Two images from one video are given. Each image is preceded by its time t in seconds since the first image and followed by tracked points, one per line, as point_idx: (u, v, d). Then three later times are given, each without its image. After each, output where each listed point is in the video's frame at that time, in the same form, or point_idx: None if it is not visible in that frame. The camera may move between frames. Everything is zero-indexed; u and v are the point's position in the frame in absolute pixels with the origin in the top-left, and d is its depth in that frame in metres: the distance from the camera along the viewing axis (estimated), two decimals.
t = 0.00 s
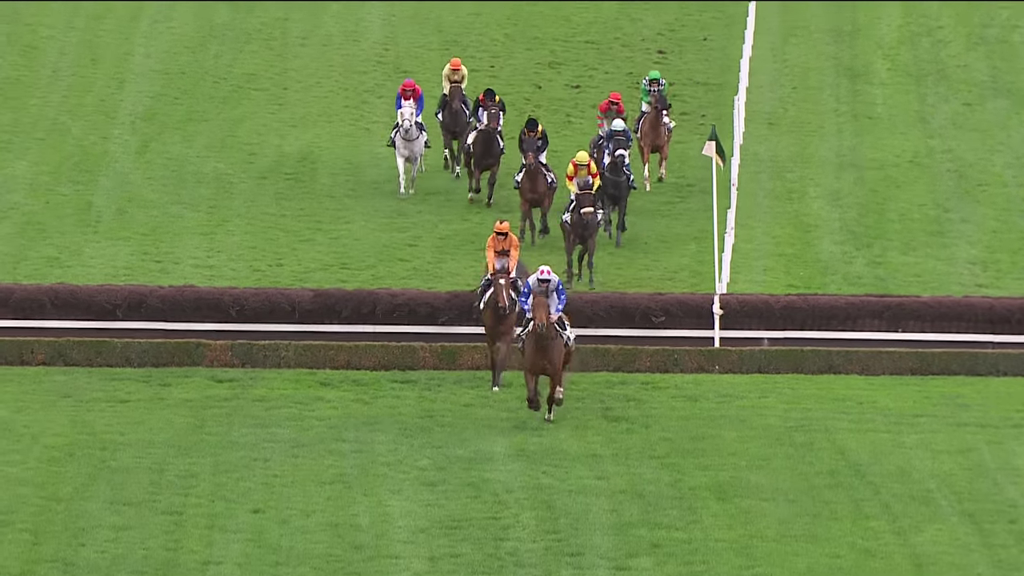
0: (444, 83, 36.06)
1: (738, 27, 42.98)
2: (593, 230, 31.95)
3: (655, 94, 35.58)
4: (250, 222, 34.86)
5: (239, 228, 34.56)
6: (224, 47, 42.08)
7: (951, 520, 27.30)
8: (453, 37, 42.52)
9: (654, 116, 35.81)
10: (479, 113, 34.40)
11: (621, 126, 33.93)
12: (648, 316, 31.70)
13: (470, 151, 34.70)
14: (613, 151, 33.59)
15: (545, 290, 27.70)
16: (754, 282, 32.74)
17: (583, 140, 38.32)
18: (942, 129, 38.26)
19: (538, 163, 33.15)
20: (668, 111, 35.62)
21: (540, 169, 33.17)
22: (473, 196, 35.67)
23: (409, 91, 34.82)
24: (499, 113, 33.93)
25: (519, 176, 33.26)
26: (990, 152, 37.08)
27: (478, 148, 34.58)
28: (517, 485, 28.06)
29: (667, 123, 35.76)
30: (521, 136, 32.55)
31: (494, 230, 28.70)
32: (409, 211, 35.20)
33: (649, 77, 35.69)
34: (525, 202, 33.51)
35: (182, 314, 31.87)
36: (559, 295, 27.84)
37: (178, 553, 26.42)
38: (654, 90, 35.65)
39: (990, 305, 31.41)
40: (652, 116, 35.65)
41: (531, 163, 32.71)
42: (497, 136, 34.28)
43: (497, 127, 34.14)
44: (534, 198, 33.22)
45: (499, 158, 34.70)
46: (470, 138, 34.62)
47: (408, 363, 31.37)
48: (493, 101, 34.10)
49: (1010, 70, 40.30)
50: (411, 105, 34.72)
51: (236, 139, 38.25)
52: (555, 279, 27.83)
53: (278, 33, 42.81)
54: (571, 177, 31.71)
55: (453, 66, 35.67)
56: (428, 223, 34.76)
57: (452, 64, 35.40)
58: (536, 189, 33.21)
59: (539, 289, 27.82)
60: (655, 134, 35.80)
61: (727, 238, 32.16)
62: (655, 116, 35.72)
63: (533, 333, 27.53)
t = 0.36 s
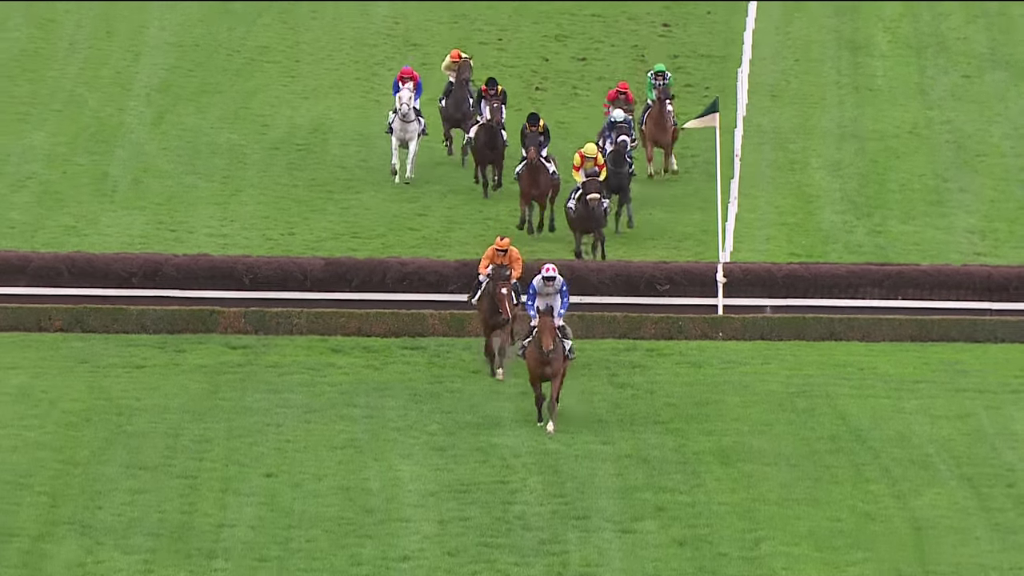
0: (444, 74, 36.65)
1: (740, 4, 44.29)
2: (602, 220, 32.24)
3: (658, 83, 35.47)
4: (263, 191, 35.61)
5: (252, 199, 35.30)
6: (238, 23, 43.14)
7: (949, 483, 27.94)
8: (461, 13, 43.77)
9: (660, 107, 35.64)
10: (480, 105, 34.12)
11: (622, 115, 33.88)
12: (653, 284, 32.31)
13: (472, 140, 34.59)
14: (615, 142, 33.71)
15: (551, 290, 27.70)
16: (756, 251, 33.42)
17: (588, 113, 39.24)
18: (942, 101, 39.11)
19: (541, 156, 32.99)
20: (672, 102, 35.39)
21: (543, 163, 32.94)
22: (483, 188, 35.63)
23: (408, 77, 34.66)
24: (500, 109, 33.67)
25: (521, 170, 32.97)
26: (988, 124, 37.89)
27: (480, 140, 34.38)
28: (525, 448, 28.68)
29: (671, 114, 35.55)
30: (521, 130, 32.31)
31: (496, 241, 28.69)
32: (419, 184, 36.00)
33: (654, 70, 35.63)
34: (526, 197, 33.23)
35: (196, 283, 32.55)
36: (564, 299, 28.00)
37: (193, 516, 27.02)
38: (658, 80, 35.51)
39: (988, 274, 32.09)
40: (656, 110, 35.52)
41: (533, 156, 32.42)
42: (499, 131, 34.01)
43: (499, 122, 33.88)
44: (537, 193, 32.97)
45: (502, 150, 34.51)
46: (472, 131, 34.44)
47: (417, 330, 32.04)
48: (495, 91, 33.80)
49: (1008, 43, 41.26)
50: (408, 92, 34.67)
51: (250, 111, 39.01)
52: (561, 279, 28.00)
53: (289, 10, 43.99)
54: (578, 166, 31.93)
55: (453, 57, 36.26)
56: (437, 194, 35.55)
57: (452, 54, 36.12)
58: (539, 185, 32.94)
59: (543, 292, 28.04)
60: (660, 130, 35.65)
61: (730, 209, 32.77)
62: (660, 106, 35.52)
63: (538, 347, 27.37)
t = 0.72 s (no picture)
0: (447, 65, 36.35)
1: None
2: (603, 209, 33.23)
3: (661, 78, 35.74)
4: (277, 165, 36.56)
5: (265, 172, 36.25)
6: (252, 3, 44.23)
7: (943, 448, 28.88)
8: None
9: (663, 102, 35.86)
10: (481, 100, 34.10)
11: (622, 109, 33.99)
12: (655, 255, 33.19)
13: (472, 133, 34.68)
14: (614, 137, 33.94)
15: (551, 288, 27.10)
16: (756, 223, 34.35)
17: (593, 88, 40.22)
18: (937, 77, 40.13)
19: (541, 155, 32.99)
20: (674, 98, 35.66)
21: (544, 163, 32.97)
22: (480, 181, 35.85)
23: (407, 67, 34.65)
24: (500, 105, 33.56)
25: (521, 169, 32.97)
26: (983, 99, 38.89)
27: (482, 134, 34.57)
28: (531, 414, 29.62)
29: (674, 109, 35.82)
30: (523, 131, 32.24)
31: (493, 229, 28.12)
32: (428, 159, 37.00)
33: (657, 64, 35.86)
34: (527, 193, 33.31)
35: (212, 254, 33.49)
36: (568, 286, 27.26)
37: (209, 480, 27.94)
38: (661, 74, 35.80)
39: (982, 246, 32.99)
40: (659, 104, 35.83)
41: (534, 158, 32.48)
42: (500, 129, 34.35)
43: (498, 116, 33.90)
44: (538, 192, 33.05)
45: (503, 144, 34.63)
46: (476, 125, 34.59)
47: (426, 301, 32.99)
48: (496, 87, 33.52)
49: (1001, 23, 42.38)
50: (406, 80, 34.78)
51: (264, 86, 40.00)
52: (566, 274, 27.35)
53: None
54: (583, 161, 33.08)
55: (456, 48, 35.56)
56: (446, 169, 36.53)
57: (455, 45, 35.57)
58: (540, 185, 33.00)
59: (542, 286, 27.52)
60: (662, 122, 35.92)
61: (730, 182, 33.65)
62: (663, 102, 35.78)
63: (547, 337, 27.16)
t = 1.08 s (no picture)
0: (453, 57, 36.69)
1: None
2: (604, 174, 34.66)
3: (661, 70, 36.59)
4: (293, 136, 38.05)
5: (281, 143, 37.74)
6: None
7: (931, 406, 30.33)
8: None
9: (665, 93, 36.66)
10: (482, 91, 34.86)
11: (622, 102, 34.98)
12: (656, 223, 34.63)
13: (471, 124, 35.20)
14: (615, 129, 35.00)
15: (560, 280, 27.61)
16: (752, 192, 35.83)
17: (596, 61, 41.76)
18: (925, 51, 41.70)
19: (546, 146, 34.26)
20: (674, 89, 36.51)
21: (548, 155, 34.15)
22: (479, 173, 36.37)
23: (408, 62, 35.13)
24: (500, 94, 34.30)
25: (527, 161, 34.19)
26: (969, 74, 40.47)
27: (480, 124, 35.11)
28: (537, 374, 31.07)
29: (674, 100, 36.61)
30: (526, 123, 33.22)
31: (499, 226, 28.66)
32: (438, 133, 38.54)
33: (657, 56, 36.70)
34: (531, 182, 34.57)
35: (231, 221, 34.95)
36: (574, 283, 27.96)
37: (228, 437, 29.29)
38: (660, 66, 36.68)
39: (969, 214, 34.53)
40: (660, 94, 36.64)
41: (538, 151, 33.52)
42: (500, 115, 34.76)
43: (499, 104, 34.60)
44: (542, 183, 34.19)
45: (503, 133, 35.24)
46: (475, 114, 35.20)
47: (436, 267, 34.45)
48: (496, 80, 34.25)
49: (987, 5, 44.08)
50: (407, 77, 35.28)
51: (280, 60, 41.55)
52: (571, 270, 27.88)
53: None
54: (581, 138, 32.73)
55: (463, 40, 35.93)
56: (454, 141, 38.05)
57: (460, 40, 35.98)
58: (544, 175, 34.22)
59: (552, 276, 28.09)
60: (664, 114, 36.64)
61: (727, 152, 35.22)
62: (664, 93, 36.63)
63: (550, 332, 27.92)
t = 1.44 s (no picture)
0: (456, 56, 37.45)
1: None
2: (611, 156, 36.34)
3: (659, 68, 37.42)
4: (308, 113, 39.79)
5: (297, 120, 39.48)
6: None
7: (915, 370, 32.01)
8: None
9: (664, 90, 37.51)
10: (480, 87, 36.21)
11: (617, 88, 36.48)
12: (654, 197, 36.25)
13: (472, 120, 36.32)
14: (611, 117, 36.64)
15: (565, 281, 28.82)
16: (746, 167, 37.55)
17: (598, 42, 43.56)
18: (912, 33, 43.50)
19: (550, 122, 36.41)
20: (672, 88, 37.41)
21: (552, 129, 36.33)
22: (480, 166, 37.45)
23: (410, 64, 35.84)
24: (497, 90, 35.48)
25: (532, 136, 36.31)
26: (954, 53, 42.26)
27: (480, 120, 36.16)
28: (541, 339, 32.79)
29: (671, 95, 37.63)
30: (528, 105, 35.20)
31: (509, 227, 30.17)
32: (447, 111, 40.32)
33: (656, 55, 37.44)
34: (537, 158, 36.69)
35: (250, 194, 36.66)
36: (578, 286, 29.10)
37: (248, 400, 30.87)
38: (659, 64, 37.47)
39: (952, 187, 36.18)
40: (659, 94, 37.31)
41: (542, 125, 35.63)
42: (498, 112, 35.93)
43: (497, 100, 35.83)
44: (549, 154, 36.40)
45: (501, 128, 36.19)
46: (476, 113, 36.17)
47: (446, 238, 36.16)
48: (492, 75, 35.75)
49: None
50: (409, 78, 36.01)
51: (295, 41, 43.35)
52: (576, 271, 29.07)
53: None
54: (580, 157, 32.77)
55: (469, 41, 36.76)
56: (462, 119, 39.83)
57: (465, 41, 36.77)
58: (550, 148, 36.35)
59: (558, 281, 29.07)
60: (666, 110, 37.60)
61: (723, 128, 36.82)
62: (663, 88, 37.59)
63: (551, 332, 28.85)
